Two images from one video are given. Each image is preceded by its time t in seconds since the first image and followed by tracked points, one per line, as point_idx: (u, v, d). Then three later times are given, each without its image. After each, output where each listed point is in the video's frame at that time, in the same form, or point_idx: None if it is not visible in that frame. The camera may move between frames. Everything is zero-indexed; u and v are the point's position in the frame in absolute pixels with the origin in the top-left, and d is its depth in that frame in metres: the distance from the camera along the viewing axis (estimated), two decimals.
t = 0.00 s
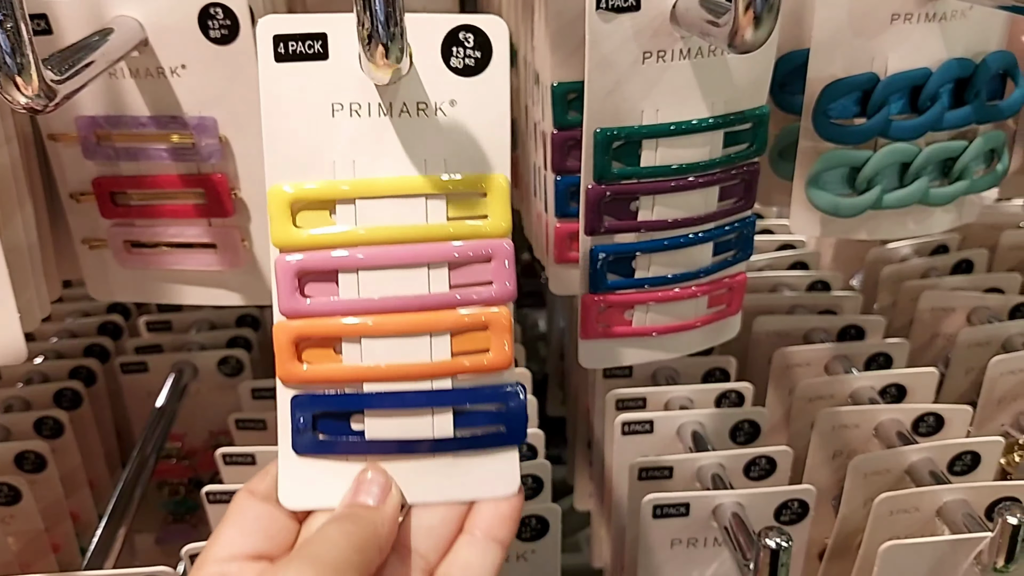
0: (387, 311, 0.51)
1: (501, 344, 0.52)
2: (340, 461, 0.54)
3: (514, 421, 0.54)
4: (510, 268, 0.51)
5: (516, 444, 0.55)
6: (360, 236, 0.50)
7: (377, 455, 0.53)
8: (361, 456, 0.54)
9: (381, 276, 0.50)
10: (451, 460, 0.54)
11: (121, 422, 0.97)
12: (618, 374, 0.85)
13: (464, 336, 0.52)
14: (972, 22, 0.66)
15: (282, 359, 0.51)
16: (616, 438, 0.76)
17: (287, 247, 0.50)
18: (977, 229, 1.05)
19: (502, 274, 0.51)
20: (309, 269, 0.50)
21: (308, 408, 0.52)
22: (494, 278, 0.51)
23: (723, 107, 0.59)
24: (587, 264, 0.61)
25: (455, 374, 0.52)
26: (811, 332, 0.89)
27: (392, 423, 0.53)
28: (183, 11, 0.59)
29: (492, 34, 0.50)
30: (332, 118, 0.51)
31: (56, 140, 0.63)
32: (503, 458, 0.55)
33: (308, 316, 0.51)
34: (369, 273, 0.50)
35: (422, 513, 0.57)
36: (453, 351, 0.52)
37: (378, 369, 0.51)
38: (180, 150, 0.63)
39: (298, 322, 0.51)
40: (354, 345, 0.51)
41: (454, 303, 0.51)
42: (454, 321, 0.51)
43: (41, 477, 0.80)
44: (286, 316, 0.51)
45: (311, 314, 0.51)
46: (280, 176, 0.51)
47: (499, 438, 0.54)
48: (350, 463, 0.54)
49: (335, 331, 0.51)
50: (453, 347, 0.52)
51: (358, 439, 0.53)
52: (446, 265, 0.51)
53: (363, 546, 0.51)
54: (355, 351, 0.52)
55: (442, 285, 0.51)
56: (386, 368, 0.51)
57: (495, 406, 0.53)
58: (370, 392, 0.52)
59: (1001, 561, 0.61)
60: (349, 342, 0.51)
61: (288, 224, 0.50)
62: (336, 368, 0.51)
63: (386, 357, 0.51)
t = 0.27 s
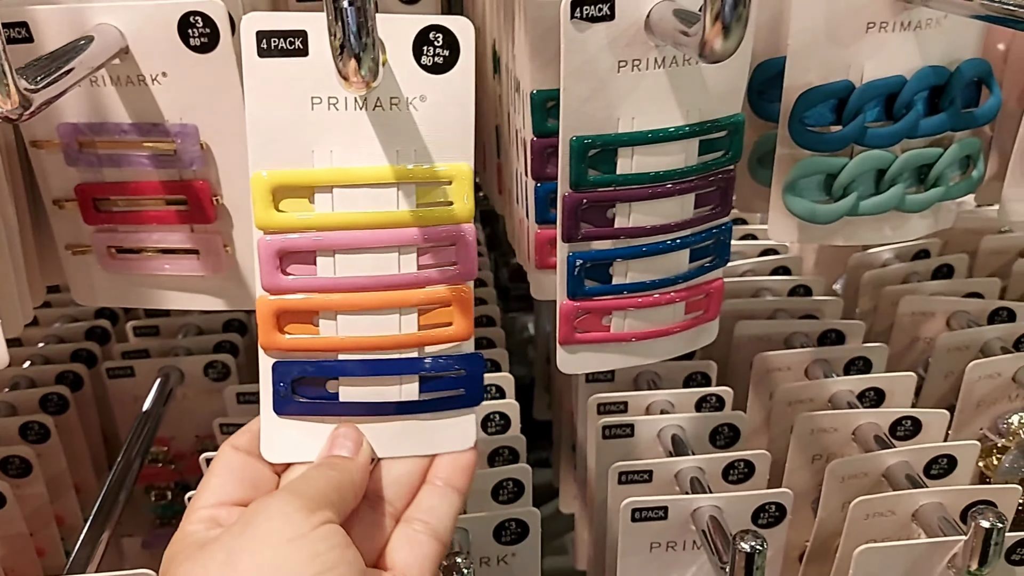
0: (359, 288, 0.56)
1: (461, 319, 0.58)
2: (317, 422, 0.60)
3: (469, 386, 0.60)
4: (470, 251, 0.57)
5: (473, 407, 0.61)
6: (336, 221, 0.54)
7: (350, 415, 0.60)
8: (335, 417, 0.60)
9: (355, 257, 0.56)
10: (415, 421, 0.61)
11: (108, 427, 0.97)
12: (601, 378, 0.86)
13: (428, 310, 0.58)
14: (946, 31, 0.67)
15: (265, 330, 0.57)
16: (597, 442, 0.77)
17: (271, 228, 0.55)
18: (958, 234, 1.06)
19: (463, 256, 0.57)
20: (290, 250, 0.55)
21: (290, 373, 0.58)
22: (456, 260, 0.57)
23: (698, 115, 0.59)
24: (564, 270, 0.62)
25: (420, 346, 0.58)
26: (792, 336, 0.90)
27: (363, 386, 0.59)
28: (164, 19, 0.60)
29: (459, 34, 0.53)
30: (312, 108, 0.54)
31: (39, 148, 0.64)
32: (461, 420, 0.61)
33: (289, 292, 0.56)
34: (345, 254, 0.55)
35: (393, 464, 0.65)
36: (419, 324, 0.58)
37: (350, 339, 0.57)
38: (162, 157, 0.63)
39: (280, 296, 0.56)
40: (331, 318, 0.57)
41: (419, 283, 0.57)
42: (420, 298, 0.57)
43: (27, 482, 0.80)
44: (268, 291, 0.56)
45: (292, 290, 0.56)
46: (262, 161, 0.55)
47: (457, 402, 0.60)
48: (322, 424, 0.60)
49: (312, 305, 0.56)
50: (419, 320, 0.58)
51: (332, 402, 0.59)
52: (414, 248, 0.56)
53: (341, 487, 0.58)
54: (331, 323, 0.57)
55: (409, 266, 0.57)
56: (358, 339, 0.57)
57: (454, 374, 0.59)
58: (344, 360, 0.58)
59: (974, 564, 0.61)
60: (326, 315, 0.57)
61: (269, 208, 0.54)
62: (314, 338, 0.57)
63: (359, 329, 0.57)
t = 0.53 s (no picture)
0: (335, 279, 0.58)
1: (431, 301, 0.60)
2: (291, 407, 0.62)
3: (437, 360, 0.63)
4: (439, 240, 0.59)
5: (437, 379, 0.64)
6: (313, 217, 0.56)
7: (327, 396, 0.62)
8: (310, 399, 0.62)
9: (330, 250, 0.57)
10: (388, 400, 0.63)
11: (93, 427, 0.97)
12: (581, 377, 0.87)
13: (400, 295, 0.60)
14: (915, 35, 0.68)
15: (244, 320, 0.58)
16: (575, 440, 0.78)
17: (250, 224, 0.56)
18: (935, 236, 1.08)
19: (432, 246, 0.59)
20: (268, 243, 0.56)
21: (270, 359, 0.60)
22: (426, 250, 0.59)
23: (669, 117, 0.61)
24: (540, 270, 0.63)
25: (393, 328, 0.60)
26: (770, 336, 0.91)
27: (338, 369, 0.61)
28: (144, 23, 0.61)
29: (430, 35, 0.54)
30: (288, 109, 0.55)
31: (21, 150, 0.65)
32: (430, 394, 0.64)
33: (267, 283, 0.57)
34: (321, 248, 0.57)
35: (360, 449, 0.67)
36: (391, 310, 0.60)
37: (327, 326, 0.59)
38: (142, 159, 0.64)
39: (259, 287, 0.57)
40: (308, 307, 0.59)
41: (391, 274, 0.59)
42: (392, 286, 0.59)
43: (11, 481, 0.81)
44: (247, 284, 0.57)
45: (271, 283, 0.57)
46: (239, 160, 0.55)
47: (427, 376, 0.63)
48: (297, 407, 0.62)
49: (290, 295, 0.58)
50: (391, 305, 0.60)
51: (308, 384, 0.61)
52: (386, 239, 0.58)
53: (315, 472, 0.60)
54: (308, 311, 0.59)
55: (382, 256, 0.58)
56: (334, 326, 0.59)
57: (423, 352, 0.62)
58: (320, 346, 0.60)
59: (943, 558, 0.62)
60: (303, 304, 0.59)
61: (248, 204, 0.55)
62: (292, 328, 0.59)
63: (334, 317, 0.59)
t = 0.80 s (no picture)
0: (329, 244, 0.59)
1: (416, 242, 0.63)
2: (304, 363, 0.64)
3: (426, 286, 0.66)
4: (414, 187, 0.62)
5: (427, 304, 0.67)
6: (304, 196, 0.57)
7: (330, 345, 0.64)
8: (313, 354, 0.64)
9: (321, 222, 0.59)
10: (387, 336, 0.65)
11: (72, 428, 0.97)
12: (558, 376, 0.87)
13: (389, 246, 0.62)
14: (883, 36, 0.69)
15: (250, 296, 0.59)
16: (550, 438, 0.78)
17: (243, 216, 0.56)
18: (913, 236, 1.08)
19: (409, 194, 0.62)
20: (263, 227, 0.57)
21: (276, 324, 0.61)
22: (404, 201, 0.62)
23: (636, 116, 0.61)
24: (509, 268, 0.63)
25: (386, 273, 0.63)
26: (747, 335, 0.92)
27: (339, 318, 0.63)
28: (115, 22, 0.61)
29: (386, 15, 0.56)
30: (257, 110, 0.55)
31: None
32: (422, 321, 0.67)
33: (266, 262, 0.58)
34: (313, 222, 0.58)
35: (396, 428, 0.67)
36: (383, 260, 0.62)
37: (327, 284, 0.61)
38: (114, 158, 0.64)
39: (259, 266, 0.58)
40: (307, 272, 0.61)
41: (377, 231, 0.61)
42: (379, 239, 0.61)
43: None
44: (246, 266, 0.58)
45: (272, 260, 0.59)
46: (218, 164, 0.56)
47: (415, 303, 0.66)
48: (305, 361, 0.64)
49: (290, 267, 0.59)
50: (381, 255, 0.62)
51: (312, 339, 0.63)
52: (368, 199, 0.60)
53: (367, 477, 0.56)
54: (307, 278, 0.60)
55: (367, 216, 0.60)
56: (331, 284, 0.61)
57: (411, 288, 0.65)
58: (321, 304, 0.62)
59: (909, 552, 0.63)
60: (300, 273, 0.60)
61: (240, 197, 0.56)
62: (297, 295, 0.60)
63: (330, 276, 0.61)
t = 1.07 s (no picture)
0: (258, 264, 0.59)
1: (349, 275, 0.63)
2: (223, 394, 0.63)
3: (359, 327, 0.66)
4: (353, 215, 0.62)
5: (357, 347, 0.66)
6: (235, 207, 0.57)
7: (254, 376, 0.63)
8: (235, 382, 0.63)
9: (252, 238, 0.59)
10: (315, 373, 0.65)
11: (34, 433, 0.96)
12: (522, 378, 0.87)
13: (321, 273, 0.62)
14: (838, 35, 0.69)
15: (169, 310, 0.59)
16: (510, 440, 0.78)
17: (171, 220, 0.56)
18: (883, 237, 1.08)
19: (348, 222, 0.62)
20: (192, 235, 0.57)
21: (199, 345, 0.61)
22: (342, 228, 0.62)
23: (586, 114, 0.61)
24: (460, 267, 0.63)
25: (317, 304, 0.62)
26: (713, 336, 0.91)
27: (264, 348, 0.63)
28: (62, 21, 0.61)
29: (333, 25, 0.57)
30: (196, 107, 0.56)
31: None
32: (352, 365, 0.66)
33: (191, 275, 0.58)
34: (244, 235, 0.58)
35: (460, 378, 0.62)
36: (313, 286, 0.63)
37: (252, 308, 0.60)
38: (63, 159, 0.64)
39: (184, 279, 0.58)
40: (231, 293, 0.60)
41: (311, 253, 0.61)
42: (313, 262, 0.61)
43: None
44: (171, 277, 0.58)
45: (194, 274, 0.58)
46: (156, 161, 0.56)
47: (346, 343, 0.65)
48: (228, 390, 0.63)
49: (217, 283, 0.59)
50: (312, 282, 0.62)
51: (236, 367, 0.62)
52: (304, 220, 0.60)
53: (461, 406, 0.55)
54: (233, 296, 0.60)
55: (301, 236, 0.60)
56: (259, 307, 0.61)
57: (344, 322, 0.65)
58: (244, 330, 0.61)
59: (863, 552, 0.63)
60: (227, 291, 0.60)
61: (168, 200, 0.56)
62: (218, 315, 0.60)
63: (258, 298, 0.61)
